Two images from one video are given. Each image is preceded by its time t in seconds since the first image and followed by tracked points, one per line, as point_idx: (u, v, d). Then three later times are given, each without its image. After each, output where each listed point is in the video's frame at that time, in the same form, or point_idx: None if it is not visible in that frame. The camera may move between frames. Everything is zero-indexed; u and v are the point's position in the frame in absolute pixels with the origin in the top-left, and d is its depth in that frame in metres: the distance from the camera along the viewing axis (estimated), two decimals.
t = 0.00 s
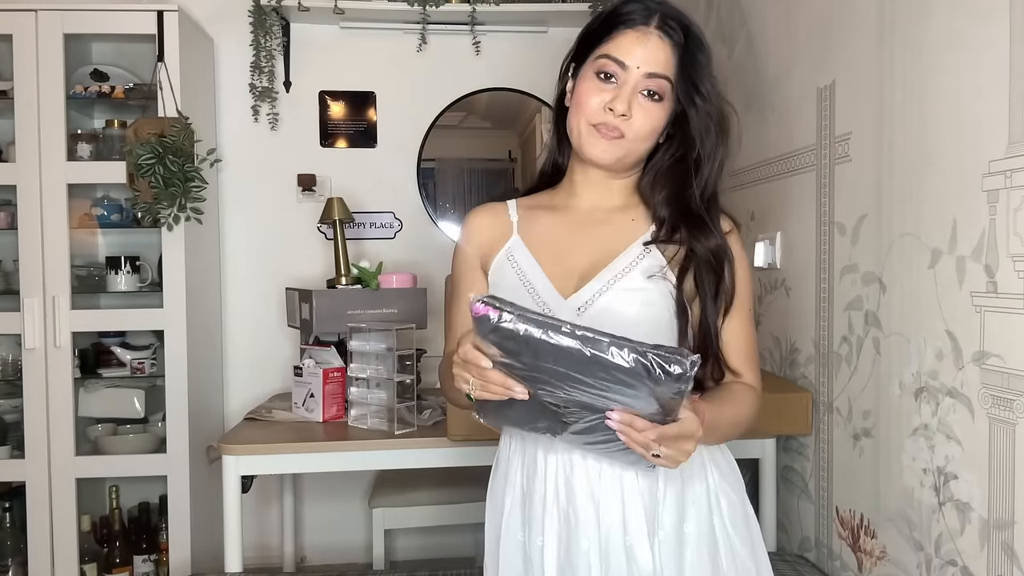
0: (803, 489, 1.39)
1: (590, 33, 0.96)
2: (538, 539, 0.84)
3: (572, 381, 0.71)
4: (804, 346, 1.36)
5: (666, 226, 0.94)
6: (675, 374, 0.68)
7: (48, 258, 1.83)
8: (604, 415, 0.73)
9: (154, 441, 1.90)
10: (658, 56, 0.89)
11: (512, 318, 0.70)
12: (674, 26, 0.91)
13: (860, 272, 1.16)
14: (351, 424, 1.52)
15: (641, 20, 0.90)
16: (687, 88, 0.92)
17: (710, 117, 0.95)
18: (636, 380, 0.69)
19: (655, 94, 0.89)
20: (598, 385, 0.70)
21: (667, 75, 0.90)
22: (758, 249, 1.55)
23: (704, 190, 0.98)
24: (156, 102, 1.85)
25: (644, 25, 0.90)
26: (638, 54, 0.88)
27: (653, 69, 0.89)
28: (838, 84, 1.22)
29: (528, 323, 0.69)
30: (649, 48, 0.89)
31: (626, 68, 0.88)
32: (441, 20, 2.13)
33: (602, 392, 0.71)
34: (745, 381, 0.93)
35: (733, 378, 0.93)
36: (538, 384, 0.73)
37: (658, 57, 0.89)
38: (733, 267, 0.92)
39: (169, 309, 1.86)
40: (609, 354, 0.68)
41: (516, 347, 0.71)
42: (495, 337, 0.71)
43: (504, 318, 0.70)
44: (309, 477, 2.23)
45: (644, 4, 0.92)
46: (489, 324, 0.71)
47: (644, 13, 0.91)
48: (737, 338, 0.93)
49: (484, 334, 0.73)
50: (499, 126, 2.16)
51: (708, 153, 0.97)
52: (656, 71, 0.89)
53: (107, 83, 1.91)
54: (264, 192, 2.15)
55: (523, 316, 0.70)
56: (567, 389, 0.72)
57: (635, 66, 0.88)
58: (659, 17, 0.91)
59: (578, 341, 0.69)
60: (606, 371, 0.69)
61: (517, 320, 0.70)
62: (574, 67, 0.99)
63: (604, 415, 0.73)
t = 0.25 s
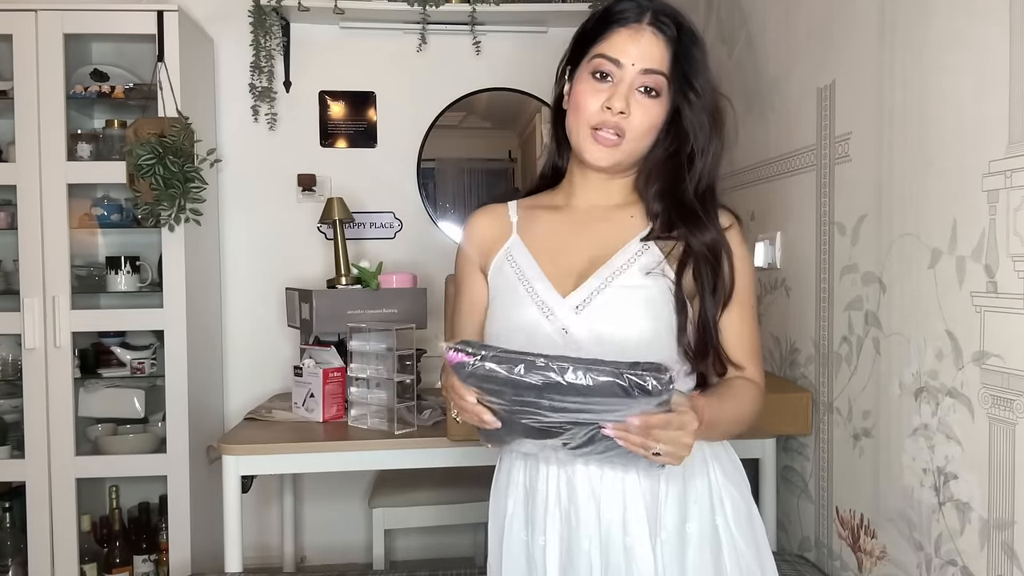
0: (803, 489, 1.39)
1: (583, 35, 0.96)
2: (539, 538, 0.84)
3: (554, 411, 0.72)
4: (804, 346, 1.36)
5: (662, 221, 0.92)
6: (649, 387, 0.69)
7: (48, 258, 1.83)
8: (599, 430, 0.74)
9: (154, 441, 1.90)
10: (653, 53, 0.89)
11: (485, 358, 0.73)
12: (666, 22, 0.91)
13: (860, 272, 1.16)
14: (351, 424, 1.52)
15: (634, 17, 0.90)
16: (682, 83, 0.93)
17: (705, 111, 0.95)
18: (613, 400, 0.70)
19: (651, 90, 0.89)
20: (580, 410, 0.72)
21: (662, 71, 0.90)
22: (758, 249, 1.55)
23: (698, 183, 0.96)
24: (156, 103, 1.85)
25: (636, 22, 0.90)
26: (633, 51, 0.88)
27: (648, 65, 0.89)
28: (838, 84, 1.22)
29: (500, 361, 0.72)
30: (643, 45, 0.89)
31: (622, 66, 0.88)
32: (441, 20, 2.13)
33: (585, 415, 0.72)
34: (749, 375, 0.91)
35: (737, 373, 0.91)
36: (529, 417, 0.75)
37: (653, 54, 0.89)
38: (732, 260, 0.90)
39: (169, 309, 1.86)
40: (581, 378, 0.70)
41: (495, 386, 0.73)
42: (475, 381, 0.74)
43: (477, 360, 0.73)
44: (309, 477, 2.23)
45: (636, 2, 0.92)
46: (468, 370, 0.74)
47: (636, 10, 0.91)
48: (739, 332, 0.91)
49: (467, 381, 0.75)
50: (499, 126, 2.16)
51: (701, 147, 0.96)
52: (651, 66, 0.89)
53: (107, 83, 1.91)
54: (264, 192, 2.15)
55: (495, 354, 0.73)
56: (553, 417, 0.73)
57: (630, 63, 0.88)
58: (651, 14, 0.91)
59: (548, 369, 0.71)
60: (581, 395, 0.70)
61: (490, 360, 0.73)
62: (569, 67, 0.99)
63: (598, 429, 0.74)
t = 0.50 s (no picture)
0: (803, 489, 1.39)
1: (585, 35, 0.96)
2: (541, 537, 0.84)
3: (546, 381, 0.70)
4: (804, 346, 1.36)
5: (663, 219, 0.92)
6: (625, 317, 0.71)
7: (48, 258, 1.83)
8: (600, 408, 0.72)
9: (154, 441, 1.90)
10: (655, 51, 0.89)
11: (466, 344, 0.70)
12: (669, 22, 0.91)
13: (860, 272, 1.16)
14: (351, 424, 1.52)
15: (636, 17, 0.91)
16: (685, 80, 0.92)
17: (706, 110, 0.94)
18: (598, 345, 0.70)
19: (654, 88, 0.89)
20: (569, 373, 0.70)
21: (665, 69, 0.90)
22: (758, 249, 1.55)
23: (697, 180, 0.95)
24: (156, 102, 1.85)
25: (639, 21, 0.91)
26: (635, 49, 0.89)
27: (651, 63, 0.89)
28: (838, 84, 1.22)
29: (482, 343, 0.70)
30: (645, 43, 0.89)
31: (624, 64, 0.89)
32: (441, 20, 2.13)
33: (578, 377, 0.71)
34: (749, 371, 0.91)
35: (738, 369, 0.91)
36: (524, 412, 0.71)
37: (656, 53, 0.89)
38: (732, 258, 0.89)
39: (169, 309, 1.86)
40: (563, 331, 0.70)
41: (483, 373, 0.71)
42: (463, 376, 0.71)
43: (460, 349, 0.70)
44: (309, 477, 2.23)
45: (639, 2, 0.92)
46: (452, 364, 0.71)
47: (639, 10, 0.91)
48: (739, 331, 0.91)
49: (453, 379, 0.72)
50: (499, 126, 2.16)
51: (701, 145, 0.95)
52: (654, 65, 0.89)
53: (107, 83, 1.91)
54: (263, 192, 2.15)
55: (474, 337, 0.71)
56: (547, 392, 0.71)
57: (632, 61, 0.89)
58: (654, 13, 0.91)
59: (530, 333, 0.70)
60: (567, 349, 0.70)
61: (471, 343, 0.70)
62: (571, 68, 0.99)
63: (599, 408, 0.72)
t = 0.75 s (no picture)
0: (803, 489, 1.39)
1: (583, 37, 0.96)
2: (541, 537, 0.84)
3: (579, 363, 0.69)
4: (804, 346, 1.36)
5: (663, 216, 0.92)
6: (641, 284, 0.71)
7: (48, 258, 1.83)
8: (630, 392, 0.70)
9: (154, 441, 1.90)
10: (654, 51, 0.89)
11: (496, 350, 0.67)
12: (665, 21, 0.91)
13: (860, 272, 1.16)
14: (351, 424, 1.52)
15: (632, 17, 0.91)
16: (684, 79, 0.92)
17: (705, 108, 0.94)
18: (625, 317, 0.70)
19: (654, 87, 0.89)
20: (600, 354, 0.69)
21: (664, 68, 0.90)
22: (758, 249, 1.55)
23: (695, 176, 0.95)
24: (156, 102, 1.85)
25: (635, 22, 0.91)
26: (633, 50, 0.89)
27: (650, 63, 0.89)
28: (838, 84, 1.22)
29: (512, 344, 0.67)
30: (643, 43, 0.89)
31: (623, 65, 0.89)
32: (441, 20, 2.13)
33: (611, 356, 0.70)
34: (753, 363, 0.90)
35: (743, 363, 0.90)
36: (562, 411, 0.68)
37: (654, 53, 0.89)
38: (732, 252, 0.89)
39: (169, 309, 1.86)
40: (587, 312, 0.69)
41: (518, 374, 0.68)
42: (497, 385, 0.67)
43: (490, 356, 0.67)
44: (309, 477, 2.23)
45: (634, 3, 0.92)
46: (483, 378, 0.67)
47: (634, 11, 0.92)
48: (741, 329, 0.90)
49: (485, 395, 0.68)
50: (499, 126, 2.16)
51: (700, 142, 0.95)
52: (653, 64, 0.89)
53: (107, 83, 1.91)
54: (264, 192, 2.15)
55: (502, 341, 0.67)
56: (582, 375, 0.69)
57: (631, 62, 0.89)
58: (649, 14, 0.91)
59: (557, 320, 0.68)
60: (596, 327, 0.69)
61: (502, 347, 0.67)
62: (569, 72, 0.99)
63: (629, 392, 0.70)
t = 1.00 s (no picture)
0: (803, 489, 1.38)
1: (564, 47, 0.95)
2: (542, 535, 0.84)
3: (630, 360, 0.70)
4: (804, 347, 1.36)
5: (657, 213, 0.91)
6: (676, 274, 0.74)
7: (48, 258, 1.83)
8: (673, 385, 0.71)
9: (154, 441, 1.90)
10: (626, 56, 0.88)
11: (545, 357, 0.69)
12: (635, 22, 0.90)
13: (860, 272, 1.16)
14: (351, 424, 1.52)
15: (602, 24, 0.90)
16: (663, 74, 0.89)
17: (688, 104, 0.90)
18: (664, 307, 0.72)
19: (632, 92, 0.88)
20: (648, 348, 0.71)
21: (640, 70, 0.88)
22: (758, 249, 1.55)
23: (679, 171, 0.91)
24: (156, 102, 1.85)
25: (603, 29, 0.90)
26: (605, 59, 0.88)
27: (624, 68, 0.88)
28: (838, 84, 1.22)
29: (560, 349, 0.69)
30: (614, 50, 0.88)
31: (597, 75, 0.88)
32: (441, 20, 2.13)
33: (656, 349, 0.71)
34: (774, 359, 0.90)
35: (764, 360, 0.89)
36: (614, 413, 0.70)
37: (627, 57, 0.88)
38: (732, 246, 0.89)
39: (169, 309, 1.86)
40: (627, 307, 0.72)
41: (568, 379, 0.69)
42: (548, 394, 0.69)
43: (540, 364, 0.69)
44: (309, 477, 2.23)
45: (605, 8, 0.91)
46: (534, 387, 0.69)
47: (603, 17, 0.90)
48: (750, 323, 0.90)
49: (537, 407, 0.69)
50: (499, 126, 2.16)
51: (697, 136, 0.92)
52: (627, 69, 0.88)
53: (107, 83, 1.91)
54: (264, 192, 2.15)
55: (549, 349, 0.70)
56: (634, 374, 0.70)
57: (605, 71, 0.88)
58: (618, 17, 0.90)
59: (600, 319, 0.71)
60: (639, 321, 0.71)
61: (550, 353, 0.69)
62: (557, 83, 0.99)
63: (672, 385, 0.71)
